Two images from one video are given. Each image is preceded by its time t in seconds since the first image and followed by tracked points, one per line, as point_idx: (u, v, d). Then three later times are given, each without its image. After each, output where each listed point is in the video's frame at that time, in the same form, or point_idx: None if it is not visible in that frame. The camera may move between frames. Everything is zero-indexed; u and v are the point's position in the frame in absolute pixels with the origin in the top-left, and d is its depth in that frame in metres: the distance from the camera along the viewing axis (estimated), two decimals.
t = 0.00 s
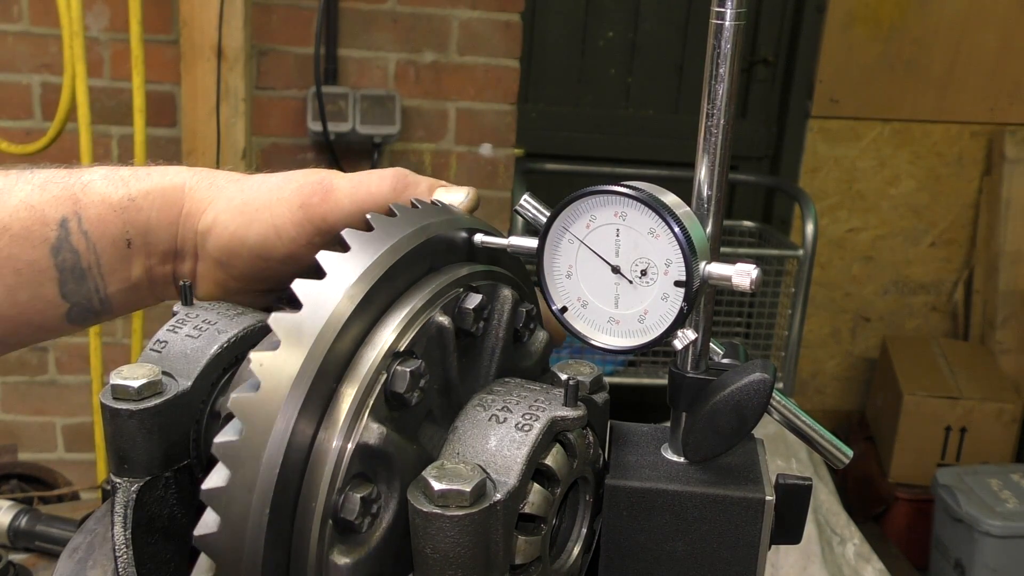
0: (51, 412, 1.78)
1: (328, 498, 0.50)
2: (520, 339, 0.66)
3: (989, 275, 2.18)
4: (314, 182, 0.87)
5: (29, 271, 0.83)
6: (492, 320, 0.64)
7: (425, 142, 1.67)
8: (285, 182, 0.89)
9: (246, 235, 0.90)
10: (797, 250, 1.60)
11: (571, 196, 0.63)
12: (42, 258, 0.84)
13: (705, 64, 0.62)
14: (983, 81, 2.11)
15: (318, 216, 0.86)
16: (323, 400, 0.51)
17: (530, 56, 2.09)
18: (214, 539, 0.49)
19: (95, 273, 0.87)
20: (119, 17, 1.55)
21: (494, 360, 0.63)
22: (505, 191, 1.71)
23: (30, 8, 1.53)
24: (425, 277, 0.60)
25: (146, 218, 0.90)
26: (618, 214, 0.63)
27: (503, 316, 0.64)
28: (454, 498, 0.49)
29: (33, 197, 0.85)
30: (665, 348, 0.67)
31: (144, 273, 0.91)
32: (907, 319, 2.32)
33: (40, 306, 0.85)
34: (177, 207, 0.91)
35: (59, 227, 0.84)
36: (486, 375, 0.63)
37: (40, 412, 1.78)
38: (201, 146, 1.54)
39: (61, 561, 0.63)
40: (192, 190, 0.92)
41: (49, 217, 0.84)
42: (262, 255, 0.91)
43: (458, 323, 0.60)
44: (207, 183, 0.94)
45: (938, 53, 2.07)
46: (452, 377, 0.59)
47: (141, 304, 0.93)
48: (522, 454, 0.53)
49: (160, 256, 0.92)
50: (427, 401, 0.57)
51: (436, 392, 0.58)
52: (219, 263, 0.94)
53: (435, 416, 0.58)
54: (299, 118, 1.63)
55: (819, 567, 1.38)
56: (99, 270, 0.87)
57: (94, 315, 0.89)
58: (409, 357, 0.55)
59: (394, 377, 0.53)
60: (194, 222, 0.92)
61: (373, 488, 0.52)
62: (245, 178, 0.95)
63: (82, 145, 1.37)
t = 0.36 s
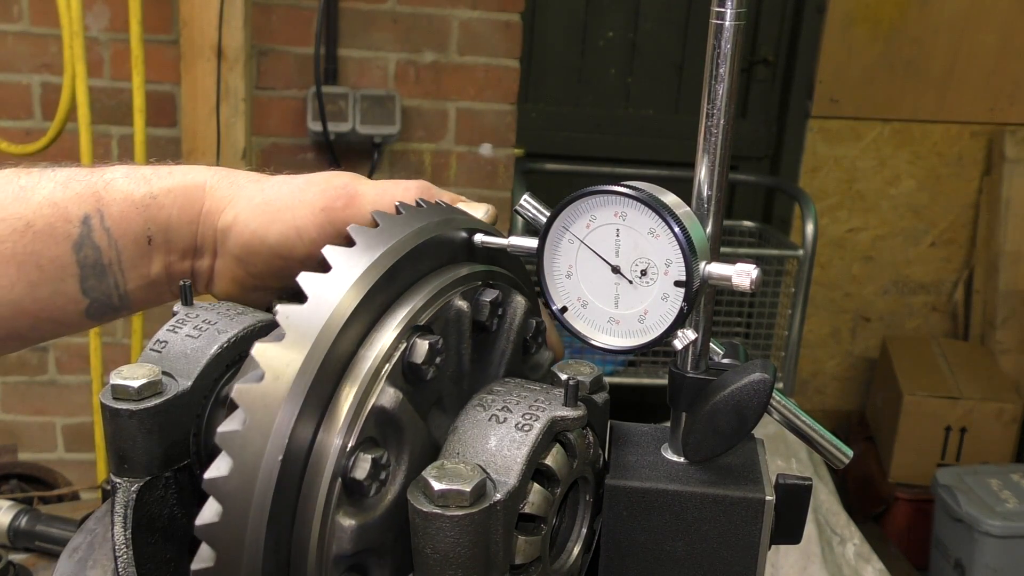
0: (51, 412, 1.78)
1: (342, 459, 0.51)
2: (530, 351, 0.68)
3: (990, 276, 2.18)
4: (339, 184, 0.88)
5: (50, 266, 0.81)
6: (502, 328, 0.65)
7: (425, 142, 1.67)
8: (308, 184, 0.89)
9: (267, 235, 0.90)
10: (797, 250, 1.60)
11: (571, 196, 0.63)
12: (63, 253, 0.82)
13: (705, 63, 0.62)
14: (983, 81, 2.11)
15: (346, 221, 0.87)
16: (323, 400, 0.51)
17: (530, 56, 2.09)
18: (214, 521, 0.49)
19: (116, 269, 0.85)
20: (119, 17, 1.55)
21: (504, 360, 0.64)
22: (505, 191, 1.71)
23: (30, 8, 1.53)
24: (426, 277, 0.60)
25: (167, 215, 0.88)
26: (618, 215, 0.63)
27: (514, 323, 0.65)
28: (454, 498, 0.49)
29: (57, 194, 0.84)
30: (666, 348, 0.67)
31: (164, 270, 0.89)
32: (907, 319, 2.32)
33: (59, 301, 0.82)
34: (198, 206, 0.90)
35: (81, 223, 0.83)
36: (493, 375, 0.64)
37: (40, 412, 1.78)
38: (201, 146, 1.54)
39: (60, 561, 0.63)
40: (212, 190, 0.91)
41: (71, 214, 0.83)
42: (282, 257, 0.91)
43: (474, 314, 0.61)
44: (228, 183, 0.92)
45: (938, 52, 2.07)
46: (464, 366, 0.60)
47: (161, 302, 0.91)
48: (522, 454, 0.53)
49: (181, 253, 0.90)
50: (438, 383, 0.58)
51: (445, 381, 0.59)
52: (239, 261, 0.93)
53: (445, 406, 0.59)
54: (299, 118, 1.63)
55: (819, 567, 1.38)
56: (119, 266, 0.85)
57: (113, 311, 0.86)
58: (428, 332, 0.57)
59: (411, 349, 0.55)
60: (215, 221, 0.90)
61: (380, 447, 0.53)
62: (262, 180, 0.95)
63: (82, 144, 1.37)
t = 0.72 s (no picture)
0: (51, 412, 1.78)
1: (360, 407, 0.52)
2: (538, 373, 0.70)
3: (990, 276, 2.18)
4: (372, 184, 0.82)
5: (81, 254, 0.78)
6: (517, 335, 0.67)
7: (425, 142, 1.67)
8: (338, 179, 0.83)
9: (294, 222, 0.84)
10: (797, 250, 1.60)
11: (571, 196, 0.63)
12: (94, 240, 0.79)
13: (705, 63, 0.62)
14: (983, 81, 2.11)
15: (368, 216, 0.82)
16: (324, 400, 0.51)
17: (530, 56, 2.09)
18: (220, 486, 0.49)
19: (143, 254, 0.82)
20: (119, 17, 1.55)
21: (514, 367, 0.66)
22: (505, 191, 1.71)
23: (30, 8, 1.53)
24: (425, 277, 0.60)
25: (194, 203, 0.85)
26: (618, 214, 0.63)
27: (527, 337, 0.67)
28: (454, 498, 0.49)
29: (88, 182, 0.81)
30: (665, 348, 0.67)
31: (189, 256, 0.86)
32: (907, 319, 2.32)
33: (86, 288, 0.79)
34: (223, 194, 0.86)
35: (111, 211, 0.80)
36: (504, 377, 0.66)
37: (40, 412, 1.78)
38: (201, 146, 1.54)
39: (61, 561, 0.63)
40: (239, 178, 0.87)
41: (102, 201, 0.80)
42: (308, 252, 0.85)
43: (496, 312, 0.63)
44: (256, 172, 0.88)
45: (938, 53, 2.07)
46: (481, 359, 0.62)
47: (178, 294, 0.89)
48: (523, 454, 0.53)
49: (207, 240, 0.86)
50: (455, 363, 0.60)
51: (459, 367, 0.61)
52: (265, 249, 0.87)
53: (457, 392, 0.61)
54: (299, 118, 1.63)
55: (819, 567, 1.38)
56: (148, 251, 0.82)
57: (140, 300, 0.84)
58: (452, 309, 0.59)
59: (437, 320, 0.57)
60: (241, 209, 0.86)
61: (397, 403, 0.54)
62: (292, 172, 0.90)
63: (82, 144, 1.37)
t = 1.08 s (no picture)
0: (51, 413, 1.78)
1: (398, 346, 0.55)
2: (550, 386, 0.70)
3: (990, 276, 2.18)
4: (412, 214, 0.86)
5: (113, 260, 0.80)
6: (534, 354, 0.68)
7: (425, 142, 1.67)
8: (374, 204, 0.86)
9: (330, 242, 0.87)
10: (797, 250, 1.60)
11: (571, 196, 0.63)
12: (126, 246, 0.80)
13: (705, 64, 0.62)
14: (983, 81, 2.11)
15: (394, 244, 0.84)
16: (323, 400, 0.51)
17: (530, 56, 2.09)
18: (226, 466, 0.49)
19: (174, 260, 0.83)
20: (119, 17, 1.55)
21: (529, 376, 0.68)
22: (505, 191, 1.71)
23: (30, 8, 1.53)
24: (426, 277, 0.60)
25: (224, 210, 0.86)
26: (618, 214, 0.63)
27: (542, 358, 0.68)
28: (454, 498, 0.49)
29: (121, 191, 0.82)
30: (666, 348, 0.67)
31: (217, 262, 0.87)
32: (907, 319, 2.32)
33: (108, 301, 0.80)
34: (255, 204, 0.87)
35: (144, 218, 0.81)
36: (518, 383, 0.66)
37: (40, 412, 1.78)
38: (201, 146, 1.54)
39: (61, 561, 0.63)
40: (271, 190, 0.88)
41: (135, 208, 0.81)
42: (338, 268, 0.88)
43: (519, 323, 0.65)
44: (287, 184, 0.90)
45: (938, 53, 2.07)
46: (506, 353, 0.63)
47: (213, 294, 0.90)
48: (522, 454, 0.53)
49: (236, 247, 0.88)
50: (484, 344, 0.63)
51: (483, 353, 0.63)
52: (296, 259, 0.90)
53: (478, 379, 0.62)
54: (299, 118, 1.63)
55: (819, 567, 1.38)
56: (178, 257, 0.83)
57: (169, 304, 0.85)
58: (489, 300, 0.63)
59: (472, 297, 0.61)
60: (272, 219, 0.88)
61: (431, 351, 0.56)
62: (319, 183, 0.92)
63: (82, 145, 1.37)
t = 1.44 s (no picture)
0: (51, 412, 1.78)
1: (440, 302, 0.59)
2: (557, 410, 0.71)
3: (989, 276, 2.18)
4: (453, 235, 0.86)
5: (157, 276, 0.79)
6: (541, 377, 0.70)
7: (425, 142, 1.67)
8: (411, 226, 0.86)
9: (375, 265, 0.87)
10: (797, 250, 1.60)
11: (572, 196, 0.63)
12: (171, 263, 0.79)
13: (705, 63, 0.62)
14: (983, 81, 2.11)
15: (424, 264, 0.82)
16: (323, 400, 0.51)
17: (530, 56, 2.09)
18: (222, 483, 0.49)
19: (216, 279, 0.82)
20: (119, 16, 1.55)
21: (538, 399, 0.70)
22: (505, 191, 1.71)
23: (30, 8, 1.53)
24: (425, 278, 0.60)
25: (269, 232, 0.85)
26: (618, 214, 0.63)
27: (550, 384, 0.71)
28: (454, 498, 0.49)
29: (167, 209, 0.82)
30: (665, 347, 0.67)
31: (256, 283, 0.86)
32: (907, 319, 2.32)
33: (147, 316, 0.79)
34: (297, 228, 0.87)
35: (190, 235, 0.81)
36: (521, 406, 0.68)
37: (40, 412, 1.78)
38: (201, 145, 1.54)
39: (60, 560, 0.63)
40: (314, 213, 0.88)
41: (180, 226, 0.81)
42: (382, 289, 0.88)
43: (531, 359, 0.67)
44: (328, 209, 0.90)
45: (938, 53, 2.07)
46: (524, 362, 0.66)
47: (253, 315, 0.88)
48: (522, 454, 0.53)
49: (277, 269, 0.86)
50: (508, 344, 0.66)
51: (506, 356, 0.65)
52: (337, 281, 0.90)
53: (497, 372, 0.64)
54: (298, 118, 1.63)
55: (819, 567, 1.38)
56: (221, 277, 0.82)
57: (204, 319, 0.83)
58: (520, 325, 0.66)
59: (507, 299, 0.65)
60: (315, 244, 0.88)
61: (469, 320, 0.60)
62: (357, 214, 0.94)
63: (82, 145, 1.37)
